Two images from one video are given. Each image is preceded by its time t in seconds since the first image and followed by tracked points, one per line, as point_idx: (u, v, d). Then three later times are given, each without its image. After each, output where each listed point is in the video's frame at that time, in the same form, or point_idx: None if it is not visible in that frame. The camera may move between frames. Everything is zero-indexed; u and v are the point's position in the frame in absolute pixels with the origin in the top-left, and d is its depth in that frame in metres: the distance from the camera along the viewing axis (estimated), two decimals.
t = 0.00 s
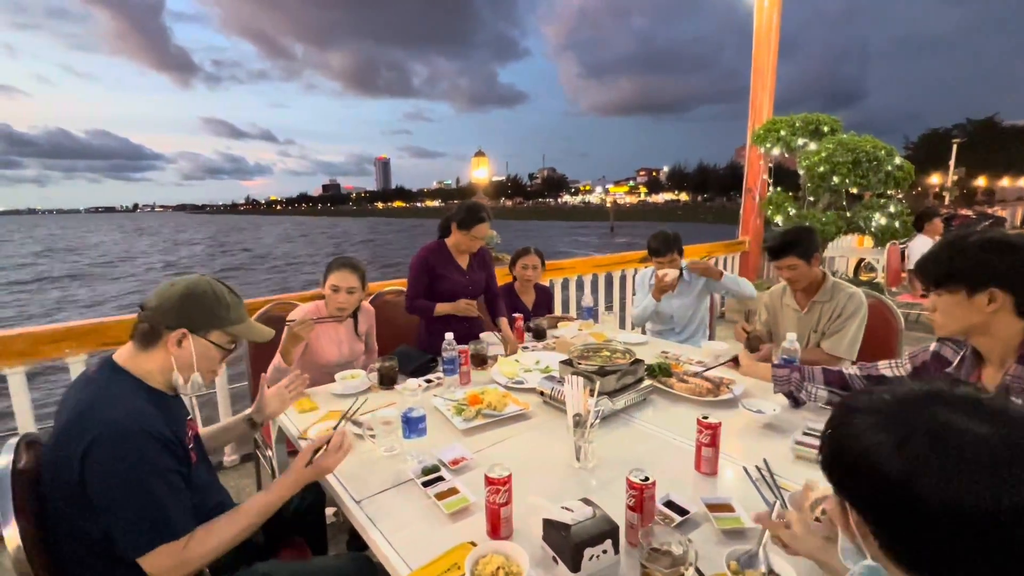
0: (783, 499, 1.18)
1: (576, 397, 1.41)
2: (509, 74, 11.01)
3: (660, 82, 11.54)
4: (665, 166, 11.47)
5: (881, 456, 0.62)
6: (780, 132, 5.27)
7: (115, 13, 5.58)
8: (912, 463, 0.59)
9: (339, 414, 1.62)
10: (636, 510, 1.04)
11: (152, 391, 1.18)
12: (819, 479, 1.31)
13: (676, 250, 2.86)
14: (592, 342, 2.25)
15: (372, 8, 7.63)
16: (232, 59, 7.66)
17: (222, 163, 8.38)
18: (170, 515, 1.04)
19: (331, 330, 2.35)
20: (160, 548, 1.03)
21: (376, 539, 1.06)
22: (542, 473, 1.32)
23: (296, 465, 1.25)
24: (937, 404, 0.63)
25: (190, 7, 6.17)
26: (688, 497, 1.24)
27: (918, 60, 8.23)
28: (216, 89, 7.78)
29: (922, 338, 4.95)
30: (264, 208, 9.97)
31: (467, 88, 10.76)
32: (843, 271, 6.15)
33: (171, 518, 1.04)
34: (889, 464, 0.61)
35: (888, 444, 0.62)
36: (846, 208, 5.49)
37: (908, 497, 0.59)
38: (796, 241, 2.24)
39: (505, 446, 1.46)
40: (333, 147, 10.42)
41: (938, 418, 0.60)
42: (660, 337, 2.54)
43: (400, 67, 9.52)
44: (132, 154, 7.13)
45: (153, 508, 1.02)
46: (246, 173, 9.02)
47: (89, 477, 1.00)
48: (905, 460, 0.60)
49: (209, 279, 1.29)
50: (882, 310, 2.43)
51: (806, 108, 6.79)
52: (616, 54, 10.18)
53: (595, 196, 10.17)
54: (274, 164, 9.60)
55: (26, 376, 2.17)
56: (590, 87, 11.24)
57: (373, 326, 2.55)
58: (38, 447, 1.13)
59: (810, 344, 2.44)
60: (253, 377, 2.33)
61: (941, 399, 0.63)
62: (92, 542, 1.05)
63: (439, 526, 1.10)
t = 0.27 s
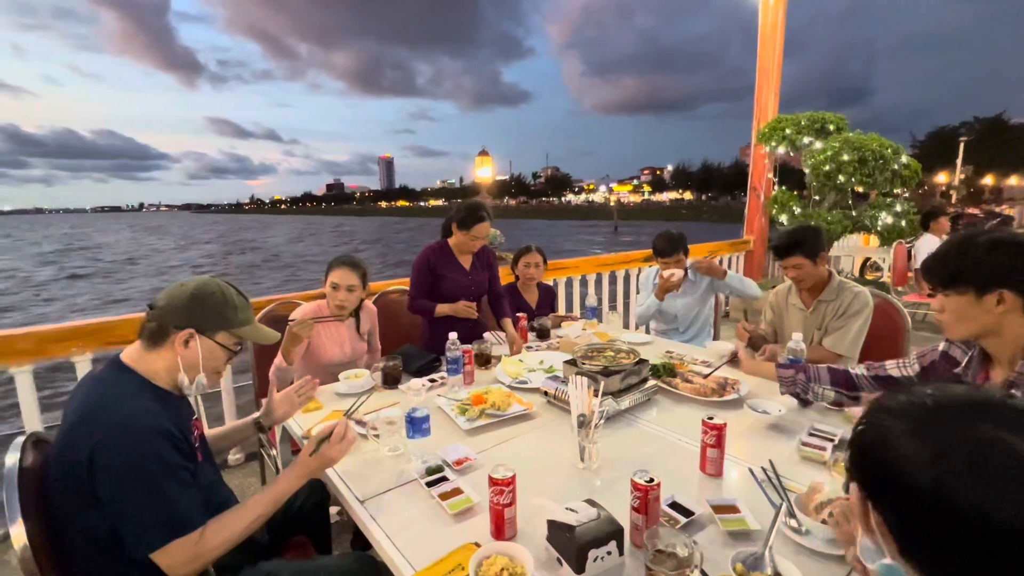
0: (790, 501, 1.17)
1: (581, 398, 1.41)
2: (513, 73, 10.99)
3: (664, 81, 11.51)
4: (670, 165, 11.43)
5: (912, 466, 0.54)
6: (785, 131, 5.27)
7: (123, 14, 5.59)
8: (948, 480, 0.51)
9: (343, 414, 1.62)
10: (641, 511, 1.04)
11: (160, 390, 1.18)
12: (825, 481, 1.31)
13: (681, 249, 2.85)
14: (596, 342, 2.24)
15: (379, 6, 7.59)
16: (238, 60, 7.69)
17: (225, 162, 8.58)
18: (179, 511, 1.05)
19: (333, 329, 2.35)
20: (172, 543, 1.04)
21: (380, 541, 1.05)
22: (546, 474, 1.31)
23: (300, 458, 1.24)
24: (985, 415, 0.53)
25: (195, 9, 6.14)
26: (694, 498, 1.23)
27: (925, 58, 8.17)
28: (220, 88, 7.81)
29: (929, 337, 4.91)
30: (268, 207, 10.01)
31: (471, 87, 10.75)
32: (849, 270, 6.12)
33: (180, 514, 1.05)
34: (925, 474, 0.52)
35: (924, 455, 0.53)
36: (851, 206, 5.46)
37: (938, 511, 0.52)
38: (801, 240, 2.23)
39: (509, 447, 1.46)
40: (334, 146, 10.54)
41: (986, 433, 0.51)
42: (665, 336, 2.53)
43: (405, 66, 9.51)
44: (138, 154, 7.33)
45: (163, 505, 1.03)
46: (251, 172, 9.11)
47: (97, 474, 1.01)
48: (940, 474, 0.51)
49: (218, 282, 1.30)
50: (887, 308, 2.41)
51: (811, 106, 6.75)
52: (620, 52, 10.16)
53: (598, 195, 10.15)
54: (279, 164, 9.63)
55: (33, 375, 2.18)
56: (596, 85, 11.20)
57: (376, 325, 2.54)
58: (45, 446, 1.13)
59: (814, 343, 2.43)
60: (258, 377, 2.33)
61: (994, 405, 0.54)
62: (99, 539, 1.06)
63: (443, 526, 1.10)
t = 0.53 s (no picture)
0: (794, 502, 1.17)
1: (585, 397, 1.40)
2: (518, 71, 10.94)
3: (671, 78, 11.44)
4: (676, 164, 11.37)
5: (936, 467, 0.54)
6: (792, 129, 5.19)
7: (133, 16, 5.61)
8: (976, 484, 0.51)
9: (347, 412, 1.63)
10: (644, 511, 1.04)
11: (167, 388, 1.19)
12: (830, 482, 1.30)
13: (686, 247, 2.84)
14: (600, 341, 2.24)
15: (385, 5, 7.61)
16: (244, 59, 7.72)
17: (233, 162, 8.72)
18: (188, 508, 1.06)
19: (336, 326, 2.36)
20: (179, 539, 1.05)
21: (385, 539, 1.06)
22: (549, 474, 1.31)
23: (304, 455, 1.25)
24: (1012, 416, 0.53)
25: (202, 8, 6.16)
26: (698, 499, 1.22)
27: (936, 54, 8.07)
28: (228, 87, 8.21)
29: (938, 337, 4.86)
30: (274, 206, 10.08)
31: (477, 85, 10.73)
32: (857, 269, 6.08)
33: (188, 511, 1.06)
34: (948, 479, 0.53)
35: (951, 457, 0.53)
36: (859, 205, 5.43)
37: (961, 514, 0.52)
38: (808, 239, 2.21)
39: (513, 445, 1.46)
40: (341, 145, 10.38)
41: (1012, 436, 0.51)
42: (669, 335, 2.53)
43: (411, 65, 9.48)
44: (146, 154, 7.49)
45: (172, 502, 1.04)
46: (258, 171, 9.17)
47: (107, 471, 1.02)
48: (965, 477, 0.52)
49: (224, 280, 1.30)
50: (893, 306, 2.40)
51: (819, 103, 6.68)
52: (626, 50, 10.11)
53: (604, 194, 10.11)
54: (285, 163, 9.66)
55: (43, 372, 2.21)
56: (602, 83, 11.13)
57: (379, 322, 2.55)
58: (54, 442, 1.15)
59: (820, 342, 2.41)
60: (263, 375, 2.34)
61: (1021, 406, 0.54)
62: (108, 535, 1.07)
63: (445, 525, 1.10)
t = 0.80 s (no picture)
0: (798, 500, 1.17)
1: (588, 394, 1.38)
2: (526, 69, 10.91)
3: (680, 76, 11.37)
4: (684, 161, 11.30)
5: (1001, 485, 0.58)
6: (801, 127, 5.14)
7: (144, 16, 5.67)
8: None
9: (353, 408, 1.65)
10: (646, 508, 1.04)
11: (176, 383, 1.21)
12: (833, 482, 1.30)
13: (693, 244, 2.82)
14: (605, 339, 2.24)
15: (393, 4, 7.64)
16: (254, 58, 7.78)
17: (243, 161, 8.72)
18: (196, 503, 1.07)
19: (340, 321, 2.38)
20: (185, 533, 1.06)
21: (389, 534, 1.07)
22: (551, 470, 1.32)
23: (312, 452, 1.26)
24: None
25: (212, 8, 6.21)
26: (700, 497, 1.23)
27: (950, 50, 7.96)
28: (239, 87, 8.13)
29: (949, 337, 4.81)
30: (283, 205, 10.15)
31: (485, 83, 10.72)
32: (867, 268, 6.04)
33: (195, 505, 1.07)
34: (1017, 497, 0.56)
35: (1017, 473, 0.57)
36: (870, 203, 5.39)
37: None
38: (814, 237, 2.20)
39: (517, 442, 1.47)
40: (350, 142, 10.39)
41: None
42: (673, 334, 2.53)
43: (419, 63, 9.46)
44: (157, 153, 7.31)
45: (181, 497, 1.06)
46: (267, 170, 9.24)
47: (118, 464, 1.04)
48: None
49: (233, 278, 1.33)
50: (902, 306, 2.38)
51: (830, 100, 6.61)
52: (635, 47, 10.07)
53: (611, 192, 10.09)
54: (293, 161, 9.71)
55: (56, 368, 2.25)
56: (611, 81, 11.03)
57: (383, 318, 2.57)
58: (66, 435, 1.17)
59: (828, 341, 2.40)
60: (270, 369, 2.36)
61: None
62: (117, 528, 1.09)
63: (449, 520, 1.11)
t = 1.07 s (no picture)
0: (799, 497, 1.17)
1: (591, 391, 1.43)
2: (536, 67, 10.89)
3: (691, 73, 11.28)
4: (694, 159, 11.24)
5: None
6: (813, 124, 5.08)
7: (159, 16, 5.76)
8: None
9: (360, 403, 1.68)
10: (646, 503, 1.05)
11: (186, 376, 1.24)
12: (837, 479, 1.30)
13: (701, 241, 2.82)
14: (610, 336, 2.25)
15: (403, 3, 7.68)
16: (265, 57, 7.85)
17: (254, 159, 8.86)
18: (208, 493, 1.10)
19: (347, 314, 2.42)
20: (200, 522, 1.09)
21: (392, 525, 1.09)
22: (554, 466, 1.33)
23: (327, 448, 1.29)
24: None
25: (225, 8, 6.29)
26: (701, 493, 1.23)
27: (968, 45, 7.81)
28: (250, 86, 8.15)
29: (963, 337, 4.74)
30: (294, 203, 10.24)
31: (494, 81, 10.70)
32: (879, 267, 5.97)
33: (208, 495, 1.10)
34: None
35: None
36: (882, 201, 5.31)
37: None
38: (826, 233, 2.18)
39: (520, 438, 1.48)
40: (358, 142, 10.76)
41: None
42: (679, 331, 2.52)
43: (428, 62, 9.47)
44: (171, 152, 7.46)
45: (193, 487, 1.08)
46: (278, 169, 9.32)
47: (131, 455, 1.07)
48: None
49: (206, 261, 1.30)
50: (911, 304, 2.37)
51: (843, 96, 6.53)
52: (645, 44, 10.01)
53: (620, 190, 10.06)
54: (304, 159, 9.78)
55: (72, 362, 2.31)
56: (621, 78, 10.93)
57: (388, 313, 2.60)
58: (80, 426, 1.20)
59: (837, 339, 2.38)
60: (278, 365, 2.38)
61: None
62: (132, 517, 1.12)
63: (452, 513, 1.13)
